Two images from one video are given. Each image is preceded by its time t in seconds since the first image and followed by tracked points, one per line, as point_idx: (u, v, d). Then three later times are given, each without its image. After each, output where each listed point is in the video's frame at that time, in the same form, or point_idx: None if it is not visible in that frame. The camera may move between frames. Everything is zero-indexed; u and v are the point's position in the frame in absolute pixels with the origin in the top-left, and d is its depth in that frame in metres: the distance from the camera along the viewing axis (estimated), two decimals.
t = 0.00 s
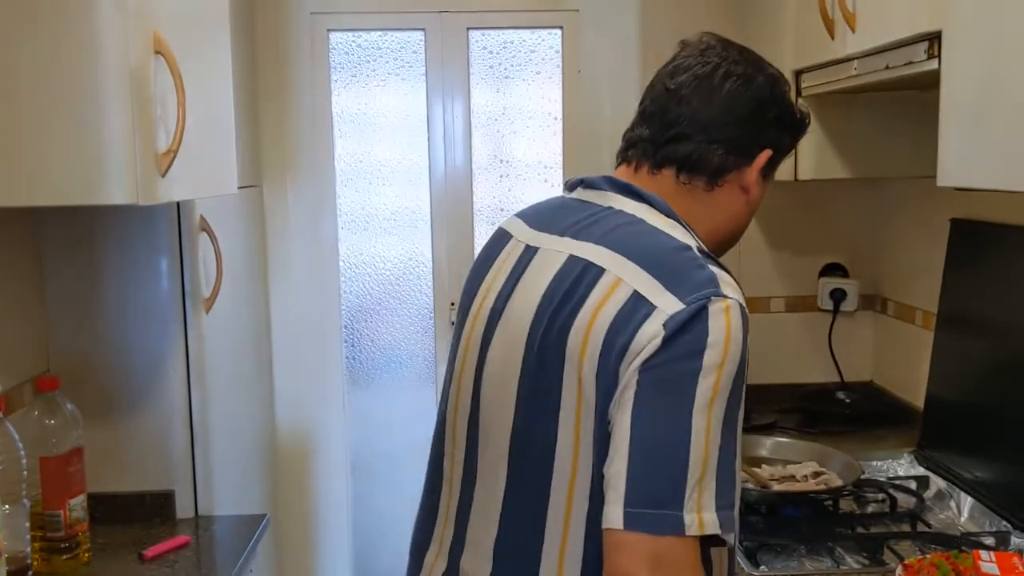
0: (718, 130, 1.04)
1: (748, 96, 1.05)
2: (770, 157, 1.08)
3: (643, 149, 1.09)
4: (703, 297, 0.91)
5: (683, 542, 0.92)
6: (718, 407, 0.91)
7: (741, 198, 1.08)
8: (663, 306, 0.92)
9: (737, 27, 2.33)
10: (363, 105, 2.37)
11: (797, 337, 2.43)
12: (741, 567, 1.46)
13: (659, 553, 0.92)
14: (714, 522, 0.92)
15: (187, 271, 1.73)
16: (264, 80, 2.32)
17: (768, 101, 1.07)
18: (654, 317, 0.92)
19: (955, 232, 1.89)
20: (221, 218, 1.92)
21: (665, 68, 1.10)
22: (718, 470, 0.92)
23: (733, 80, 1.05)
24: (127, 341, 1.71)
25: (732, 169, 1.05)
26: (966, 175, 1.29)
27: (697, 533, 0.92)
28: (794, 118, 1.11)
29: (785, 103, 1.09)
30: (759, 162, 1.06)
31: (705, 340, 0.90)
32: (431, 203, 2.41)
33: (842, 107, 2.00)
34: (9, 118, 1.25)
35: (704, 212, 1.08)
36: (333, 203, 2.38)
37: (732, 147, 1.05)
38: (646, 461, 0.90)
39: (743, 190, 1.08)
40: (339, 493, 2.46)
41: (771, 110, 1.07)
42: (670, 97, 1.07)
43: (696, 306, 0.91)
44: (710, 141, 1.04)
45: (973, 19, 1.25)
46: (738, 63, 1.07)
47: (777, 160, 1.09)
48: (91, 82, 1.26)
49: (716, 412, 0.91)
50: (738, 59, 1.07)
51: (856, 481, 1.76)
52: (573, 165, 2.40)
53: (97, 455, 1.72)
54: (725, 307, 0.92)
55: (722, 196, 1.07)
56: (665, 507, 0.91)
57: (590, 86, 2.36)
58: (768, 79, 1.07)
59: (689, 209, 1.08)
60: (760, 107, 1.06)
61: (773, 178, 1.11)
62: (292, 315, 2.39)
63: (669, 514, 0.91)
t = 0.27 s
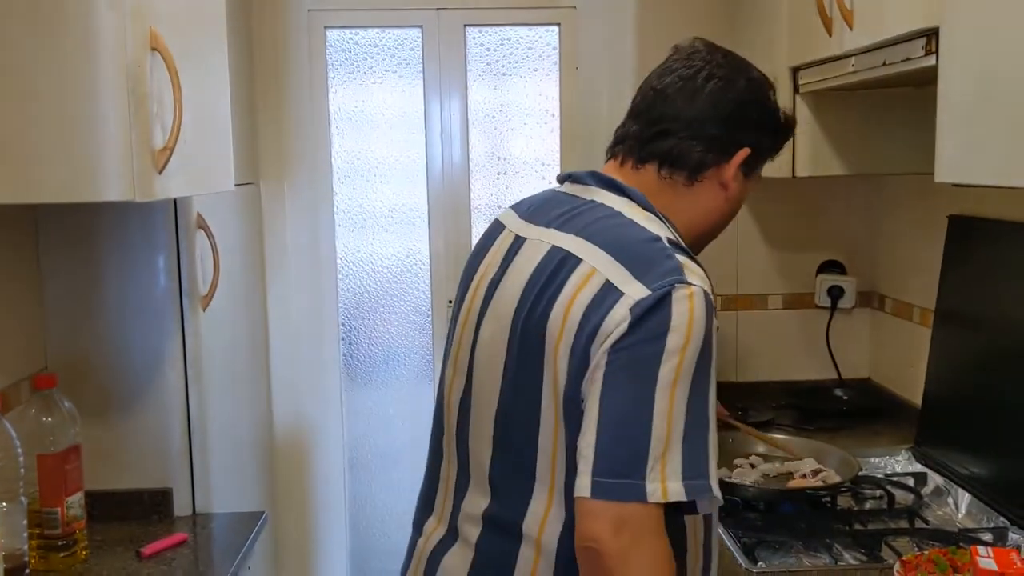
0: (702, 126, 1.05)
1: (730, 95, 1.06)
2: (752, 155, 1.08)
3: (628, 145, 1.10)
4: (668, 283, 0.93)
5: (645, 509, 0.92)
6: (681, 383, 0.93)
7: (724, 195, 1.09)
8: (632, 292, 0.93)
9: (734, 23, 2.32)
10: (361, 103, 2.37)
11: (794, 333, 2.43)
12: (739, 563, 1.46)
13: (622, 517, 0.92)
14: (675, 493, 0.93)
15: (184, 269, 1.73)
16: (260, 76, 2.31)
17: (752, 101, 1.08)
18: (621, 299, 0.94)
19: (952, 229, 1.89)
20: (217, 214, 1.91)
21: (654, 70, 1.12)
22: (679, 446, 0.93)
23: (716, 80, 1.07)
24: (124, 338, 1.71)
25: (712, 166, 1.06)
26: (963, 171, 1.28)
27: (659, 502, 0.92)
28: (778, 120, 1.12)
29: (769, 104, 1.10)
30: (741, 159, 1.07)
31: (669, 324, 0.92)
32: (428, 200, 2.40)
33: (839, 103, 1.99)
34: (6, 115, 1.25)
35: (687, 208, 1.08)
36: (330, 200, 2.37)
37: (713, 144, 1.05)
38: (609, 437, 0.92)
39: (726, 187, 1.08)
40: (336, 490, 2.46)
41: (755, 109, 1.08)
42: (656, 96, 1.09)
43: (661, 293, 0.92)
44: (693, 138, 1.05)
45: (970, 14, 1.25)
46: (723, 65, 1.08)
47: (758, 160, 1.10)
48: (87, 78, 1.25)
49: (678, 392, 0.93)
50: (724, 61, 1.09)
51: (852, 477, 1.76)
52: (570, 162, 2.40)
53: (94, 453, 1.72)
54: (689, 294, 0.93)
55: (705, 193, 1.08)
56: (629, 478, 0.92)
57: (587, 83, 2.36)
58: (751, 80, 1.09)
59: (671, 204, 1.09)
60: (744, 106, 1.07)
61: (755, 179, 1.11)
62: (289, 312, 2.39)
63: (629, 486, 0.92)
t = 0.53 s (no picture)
0: (625, 134, 1.20)
1: (653, 108, 1.21)
2: (674, 158, 1.22)
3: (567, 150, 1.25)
4: (578, 267, 1.08)
5: (551, 459, 1.06)
6: (587, 353, 1.07)
7: (647, 193, 1.23)
8: (546, 274, 1.09)
9: (731, 19, 2.32)
10: (357, 99, 2.36)
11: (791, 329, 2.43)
12: (736, 557, 1.46)
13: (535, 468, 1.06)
14: (577, 446, 1.06)
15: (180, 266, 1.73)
16: (256, 72, 2.31)
17: (674, 113, 1.22)
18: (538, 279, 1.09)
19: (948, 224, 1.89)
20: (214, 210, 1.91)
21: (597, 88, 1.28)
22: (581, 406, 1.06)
23: (642, 95, 1.22)
24: (122, 335, 1.70)
25: (634, 167, 1.21)
26: (960, 166, 1.29)
27: (562, 454, 1.06)
28: (704, 131, 1.25)
29: (692, 116, 1.24)
30: (660, 162, 1.21)
31: (577, 302, 1.07)
32: (425, 196, 2.40)
33: (836, 100, 1.99)
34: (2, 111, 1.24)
35: (615, 204, 1.23)
36: (328, 197, 2.37)
37: (635, 150, 1.20)
38: (519, 397, 1.06)
39: (650, 185, 1.23)
40: (334, 488, 2.45)
41: (678, 120, 1.22)
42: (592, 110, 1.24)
43: (570, 276, 1.08)
44: (617, 144, 1.20)
45: (967, 9, 1.25)
46: (650, 83, 1.23)
47: (681, 164, 1.23)
48: (83, 74, 1.25)
49: (582, 361, 1.06)
50: (653, 79, 1.24)
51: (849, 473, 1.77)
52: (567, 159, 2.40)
53: (91, 451, 1.72)
54: (597, 278, 1.08)
55: (631, 191, 1.23)
56: (537, 432, 1.05)
57: (584, 79, 2.35)
58: (676, 95, 1.23)
59: (601, 200, 1.23)
60: (665, 116, 1.21)
61: (682, 182, 1.25)
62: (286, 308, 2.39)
63: (537, 440, 1.06)
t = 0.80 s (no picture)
0: (559, 116, 1.29)
1: (591, 93, 1.29)
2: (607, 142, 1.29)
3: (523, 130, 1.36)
4: (503, 243, 1.19)
5: (479, 423, 1.16)
6: (509, 325, 1.16)
7: (583, 172, 1.31)
8: (470, 245, 1.20)
9: (728, 16, 2.32)
10: (355, 97, 2.36)
11: (790, 327, 2.43)
12: (734, 554, 1.47)
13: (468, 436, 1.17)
14: (503, 408, 1.16)
15: (178, 264, 1.73)
16: (254, 69, 2.31)
17: (612, 100, 1.28)
18: (466, 254, 1.19)
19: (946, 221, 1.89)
20: (212, 208, 1.91)
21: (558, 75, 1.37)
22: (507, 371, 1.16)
23: (583, 81, 1.30)
24: (120, 333, 1.71)
25: (567, 146, 1.29)
26: (957, 162, 1.29)
27: (490, 415, 1.16)
28: (647, 121, 1.31)
29: (633, 104, 1.29)
30: (591, 143, 1.29)
31: (498, 277, 1.16)
32: (423, 193, 2.40)
33: (834, 97, 1.99)
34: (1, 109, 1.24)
35: (553, 181, 1.33)
36: (325, 195, 2.37)
37: (569, 132, 1.29)
38: (450, 367, 1.16)
39: (584, 165, 1.30)
40: (333, 485, 2.45)
41: (615, 106, 1.28)
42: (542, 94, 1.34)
43: (495, 251, 1.18)
44: (554, 124, 1.29)
45: (964, 5, 1.25)
46: (596, 72, 1.31)
47: (618, 149, 1.30)
48: (81, 72, 1.25)
49: (507, 333, 1.16)
50: (600, 69, 1.31)
51: (847, 469, 1.77)
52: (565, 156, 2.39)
53: (90, 448, 1.72)
54: (519, 253, 1.18)
55: (567, 170, 1.32)
56: (466, 397, 1.16)
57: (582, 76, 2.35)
58: (617, 83, 1.29)
59: (541, 176, 1.33)
60: (600, 101, 1.28)
61: (622, 168, 1.31)
62: (284, 305, 2.39)
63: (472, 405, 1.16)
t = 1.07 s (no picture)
0: (533, 118, 1.32)
1: (565, 99, 1.29)
2: (572, 151, 1.30)
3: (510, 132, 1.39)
4: (470, 255, 1.22)
5: (500, 450, 1.22)
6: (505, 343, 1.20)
7: (551, 179, 1.33)
8: (442, 258, 1.23)
9: (728, 15, 2.32)
10: (355, 96, 2.36)
11: (789, 325, 2.44)
12: (734, 553, 1.47)
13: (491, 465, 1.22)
14: (518, 426, 1.21)
15: (178, 264, 1.73)
16: (255, 69, 2.31)
17: (586, 108, 1.28)
18: (438, 267, 1.23)
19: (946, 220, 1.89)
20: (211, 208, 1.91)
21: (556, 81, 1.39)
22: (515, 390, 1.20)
23: (564, 86, 1.31)
24: (120, 334, 1.71)
25: (536, 152, 1.32)
26: (957, 161, 1.29)
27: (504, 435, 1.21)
28: (621, 132, 1.29)
29: (608, 114, 1.28)
30: (556, 151, 1.30)
31: (476, 294, 1.19)
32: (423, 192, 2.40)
33: (834, 96, 1.99)
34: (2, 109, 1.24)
35: (525, 185, 1.36)
36: (325, 194, 2.37)
37: (540, 136, 1.31)
38: (454, 386, 1.20)
39: (552, 172, 1.32)
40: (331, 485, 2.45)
41: (587, 113, 1.28)
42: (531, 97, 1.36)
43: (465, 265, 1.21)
44: (529, 126, 1.32)
45: (964, 4, 1.25)
46: (579, 78, 1.31)
47: (586, 158, 1.30)
48: (82, 72, 1.25)
49: (504, 349, 1.20)
50: (584, 75, 1.31)
51: (846, 468, 1.77)
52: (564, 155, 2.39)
53: (90, 448, 1.73)
54: (490, 266, 1.21)
55: (537, 175, 1.34)
56: (477, 418, 1.20)
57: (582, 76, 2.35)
58: (594, 90, 1.29)
59: (516, 179, 1.36)
60: (572, 107, 1.29)
61: (591, 178, 1.31)
62: (284, 305, 2.39)
63: (475, 423, 1.20)
